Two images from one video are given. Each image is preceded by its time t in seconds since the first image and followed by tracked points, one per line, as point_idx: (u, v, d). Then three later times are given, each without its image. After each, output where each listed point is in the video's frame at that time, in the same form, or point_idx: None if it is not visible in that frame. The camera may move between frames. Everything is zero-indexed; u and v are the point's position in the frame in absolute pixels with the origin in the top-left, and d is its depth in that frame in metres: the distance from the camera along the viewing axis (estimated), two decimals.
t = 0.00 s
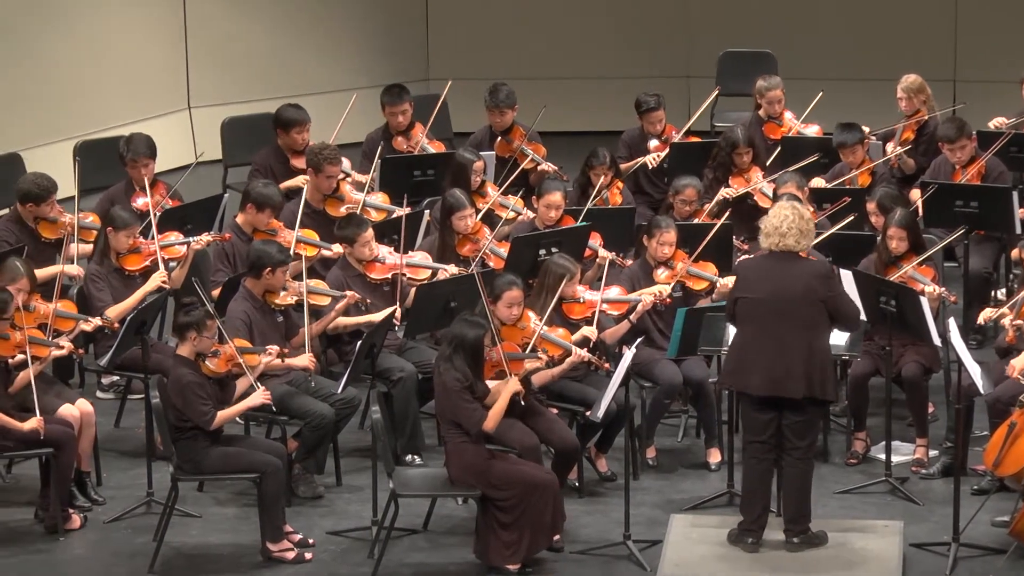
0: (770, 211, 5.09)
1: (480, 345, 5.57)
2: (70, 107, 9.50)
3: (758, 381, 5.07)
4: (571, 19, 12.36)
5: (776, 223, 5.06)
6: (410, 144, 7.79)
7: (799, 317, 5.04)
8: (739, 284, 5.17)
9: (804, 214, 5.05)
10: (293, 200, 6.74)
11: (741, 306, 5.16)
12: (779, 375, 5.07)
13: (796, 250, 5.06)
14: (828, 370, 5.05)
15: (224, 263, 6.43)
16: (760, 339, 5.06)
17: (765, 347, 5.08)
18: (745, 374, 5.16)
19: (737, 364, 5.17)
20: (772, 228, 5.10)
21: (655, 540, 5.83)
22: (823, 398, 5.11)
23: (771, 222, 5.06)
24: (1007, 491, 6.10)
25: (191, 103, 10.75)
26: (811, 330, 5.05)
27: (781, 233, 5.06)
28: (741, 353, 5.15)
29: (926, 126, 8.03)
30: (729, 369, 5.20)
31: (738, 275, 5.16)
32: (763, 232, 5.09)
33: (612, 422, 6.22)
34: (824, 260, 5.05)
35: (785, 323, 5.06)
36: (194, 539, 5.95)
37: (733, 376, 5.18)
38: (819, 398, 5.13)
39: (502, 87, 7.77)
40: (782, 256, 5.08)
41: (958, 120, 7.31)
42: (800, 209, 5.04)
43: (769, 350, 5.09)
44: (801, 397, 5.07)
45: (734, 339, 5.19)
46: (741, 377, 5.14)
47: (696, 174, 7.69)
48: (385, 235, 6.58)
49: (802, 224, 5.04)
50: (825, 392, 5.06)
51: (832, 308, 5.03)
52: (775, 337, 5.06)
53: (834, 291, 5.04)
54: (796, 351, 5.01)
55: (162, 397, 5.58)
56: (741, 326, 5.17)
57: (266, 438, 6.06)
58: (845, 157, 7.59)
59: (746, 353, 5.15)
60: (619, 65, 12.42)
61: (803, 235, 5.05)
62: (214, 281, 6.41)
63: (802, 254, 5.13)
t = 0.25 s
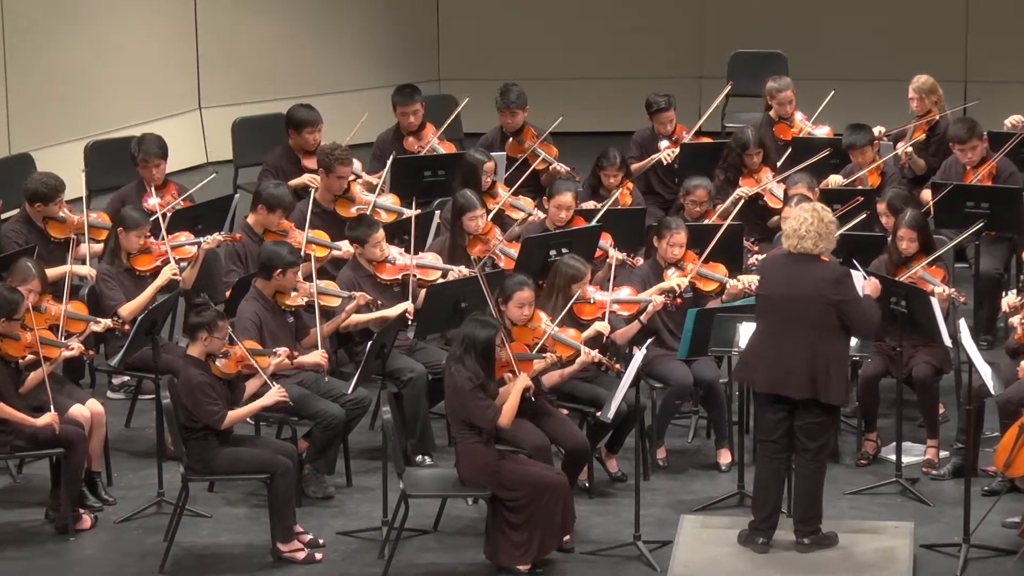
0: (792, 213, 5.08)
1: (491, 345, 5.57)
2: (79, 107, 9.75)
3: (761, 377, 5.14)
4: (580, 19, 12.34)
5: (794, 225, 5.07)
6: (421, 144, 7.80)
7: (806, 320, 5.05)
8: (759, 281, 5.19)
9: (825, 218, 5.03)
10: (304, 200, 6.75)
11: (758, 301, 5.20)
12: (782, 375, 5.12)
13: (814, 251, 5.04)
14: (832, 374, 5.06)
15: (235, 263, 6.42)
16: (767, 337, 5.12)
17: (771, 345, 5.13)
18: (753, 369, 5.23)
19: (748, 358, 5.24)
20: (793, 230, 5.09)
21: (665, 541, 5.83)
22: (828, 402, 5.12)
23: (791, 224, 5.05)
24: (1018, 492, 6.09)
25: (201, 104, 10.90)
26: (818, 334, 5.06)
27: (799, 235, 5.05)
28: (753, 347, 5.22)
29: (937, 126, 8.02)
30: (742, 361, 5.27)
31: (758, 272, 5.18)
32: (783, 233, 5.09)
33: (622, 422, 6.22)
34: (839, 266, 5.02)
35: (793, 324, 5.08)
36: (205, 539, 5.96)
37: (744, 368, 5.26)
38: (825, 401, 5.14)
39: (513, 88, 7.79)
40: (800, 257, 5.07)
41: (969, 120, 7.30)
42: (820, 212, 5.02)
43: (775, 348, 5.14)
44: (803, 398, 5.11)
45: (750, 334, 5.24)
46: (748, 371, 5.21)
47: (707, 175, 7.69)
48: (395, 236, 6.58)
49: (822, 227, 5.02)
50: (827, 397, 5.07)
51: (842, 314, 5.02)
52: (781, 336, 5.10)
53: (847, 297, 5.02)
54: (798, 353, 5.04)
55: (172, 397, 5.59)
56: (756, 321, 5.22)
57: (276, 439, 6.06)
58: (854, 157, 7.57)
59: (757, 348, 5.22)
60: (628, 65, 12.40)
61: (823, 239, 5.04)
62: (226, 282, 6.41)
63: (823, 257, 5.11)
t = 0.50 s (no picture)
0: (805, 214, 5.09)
1: (500, 346, 5.58)
2: (89, 107, 9.76)
3: (770, 376, 5.16)
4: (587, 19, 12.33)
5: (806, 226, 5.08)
6: (431, 145, 7.80)
7: (815, 320, 5.05)
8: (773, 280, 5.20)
9: (837, 220, 5.02)
10: (313, 201, 6.76)
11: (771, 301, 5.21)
12: (791, 375, 5.13)
13: (826, 253, 5.04)
14: (839, 376, 5.05)
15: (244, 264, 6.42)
16: (777, 336, 5.13)
17: (781, 345, 5.14)
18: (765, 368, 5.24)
19: (760, 358, 5.25)
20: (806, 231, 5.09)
21: (674, 541, 5.83)
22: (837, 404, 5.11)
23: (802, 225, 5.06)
24: None
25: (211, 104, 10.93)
26: (827, 334, 5.06)
27: (811, 236, 5.06)
28: (765, 346, 5.23)
29: (948, 127, 8.01)
30: (755, 359, 5.29)
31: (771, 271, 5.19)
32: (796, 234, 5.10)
33: (631, 423, 6.22)
34: (850, 267, 5.01)
35: (803, 324, 5.09)
36: (214, 539, 5.96)
37: (755, 366, 5.28)
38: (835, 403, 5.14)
39: (522, 88, 7.77)
40: (812, 258, 5.08)
41: (978, 121, 7.31)
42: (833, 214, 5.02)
43: (785, 348, 5.15)
44: (811, 399, 5.11)
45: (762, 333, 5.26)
46: (759, 369, 5.23)
47: (717, 175, 7.69)
48: (405, 236, 6.58)
49: (835, 229, 5.02)
50: (834, 398, 5.06)
51: (851, 316, 5.01)
52: (790, 336, 5.11)
53: (857, 299, 5.00)
54: (806, 353, 5.05)
55: (182, 398, 5.60)
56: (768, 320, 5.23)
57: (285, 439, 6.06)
58: (864, 158, 7.55)
59: (769, 346, 5.23)
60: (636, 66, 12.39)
61: (835, 241, 5.03)
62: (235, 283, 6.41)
63: (836, 258, 5.10)
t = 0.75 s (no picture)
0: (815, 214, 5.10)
1: (510, 346, 5.58)
2: (98, 108, 9.75)
3: (783, 377, 5.15)
4: (596, 20, 12.34)
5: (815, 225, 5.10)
6: (441, 145, 7.81)
7: (828, 320, 5.05)
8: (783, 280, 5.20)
9: (844, 220, 5.02)
10: (323, 201, 6.77)
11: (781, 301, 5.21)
12: (803, 375, 5.12)
13: (834, 253, 5.06)
14: (852, 376, 5.06)
15: (254, 264, 6.44)
16: (789, 336, 5.13)
17: (793, 345, 5.14)
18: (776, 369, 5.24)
19: (770, 359, 5.25)
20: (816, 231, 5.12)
21: (684, 542, 5.83)
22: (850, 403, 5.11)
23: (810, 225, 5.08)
24: None
25: (221, 104, 10.96)
26: (840, 334, 5.06)
27: (819, 236, 5.08)
28: (776, 347, 5.22)
29: (958, 128, 8.02)
30: (766, 361, 5.28)
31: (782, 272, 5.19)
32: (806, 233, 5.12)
33: (641, 423, 6.22)
34: (863, 267, 5.02)
35: (815, 323, 5.09)
36: (224, 539, 5.96)
37: (766, 367, 5.27)
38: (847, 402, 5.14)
39: (532, 88, 7.77)
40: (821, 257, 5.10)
41: (989, 121, 7.32)
42: (841, 214, 5.02)
43: (797, 348, 5.15)
44: (825, 399, 5.11)
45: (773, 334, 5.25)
46: (771, 370, 5.22)
47: (727, 176, 7.70)
48: (414, 236, 6.58)
49: (842, 229, 5.02)
50: (849, 398, 5.06)
51: (864, 315, 5.01)
52: (803, 336, 5.10)
53: (870, 298, 5.01)
54: (818, 353, 5.05)
55: (191, 398, 5.60)
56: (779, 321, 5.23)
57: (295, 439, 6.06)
58: (874, 159, 7.53)
59: (780, 347, 5.22)
60: (644, 66, 12.39)
61: (843, 241, 5.04)
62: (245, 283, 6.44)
63: (847, 258, 5.11)
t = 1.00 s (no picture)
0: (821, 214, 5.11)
1: (519, 346, 5.58)
2: (107, 108, 9.77)
3: (790, 378, 5.15)
4: (602, 20, 12.35)
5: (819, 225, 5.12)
6: (450, 145, 7.82)
7: (835, 321, 5.05)
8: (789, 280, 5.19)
9: (842, 223, 5.00)
10: (332, 201, 6.77)
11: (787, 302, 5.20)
12: (810, 375, 5.13)
13: (836, 254, 5.07)
14: (859, 376, 5.06)
15: (262, 264, 6.46)
16: (795, 337, 5.12)
17: (800, 346, 5.14)
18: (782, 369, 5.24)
19: (777, 359, 5.25)
20: (821, 231, 5.12)
21: (692, 542, 5.83)
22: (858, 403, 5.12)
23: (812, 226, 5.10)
24: None
25: (229, 104, 10.97)
26: (846, 334, 5.06)
27: (822, 236, 5.09)
28: (782, 347, 5.22)
29: (966, 128, 8.00)
30: (772, 361, 5.28)
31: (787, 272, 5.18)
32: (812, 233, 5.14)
33: (650, 424, 6.22)
34: (868, 267, 5.01)
35: (821, 324, 5.09)
36: (232, 539, 5.96)
37: (773, 368, 5.27)
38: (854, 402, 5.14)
39: (541, 89, 7.77)
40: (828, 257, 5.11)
41: (998, 121, 7.33)
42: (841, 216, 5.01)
43: (804, 349, 5.15)
44: (832, 399, 5.11)
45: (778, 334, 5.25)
46: (777, 371, 5.22)
47: (736, 176, 7.70)
48: (423, 236, 6.58)
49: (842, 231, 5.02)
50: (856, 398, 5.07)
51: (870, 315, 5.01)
52: (809, 337, 5.10)
53: (876, 298, 5.00)
54: (825, 354, 5.05)
55: (200, 397, 5.61)
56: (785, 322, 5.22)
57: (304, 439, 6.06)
58: (884, 159, 7.58)
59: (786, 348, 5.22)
60: (650, 66, 12.39)
61: (844, 242, 5.04)
62: (253, 283, 6.45)
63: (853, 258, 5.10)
